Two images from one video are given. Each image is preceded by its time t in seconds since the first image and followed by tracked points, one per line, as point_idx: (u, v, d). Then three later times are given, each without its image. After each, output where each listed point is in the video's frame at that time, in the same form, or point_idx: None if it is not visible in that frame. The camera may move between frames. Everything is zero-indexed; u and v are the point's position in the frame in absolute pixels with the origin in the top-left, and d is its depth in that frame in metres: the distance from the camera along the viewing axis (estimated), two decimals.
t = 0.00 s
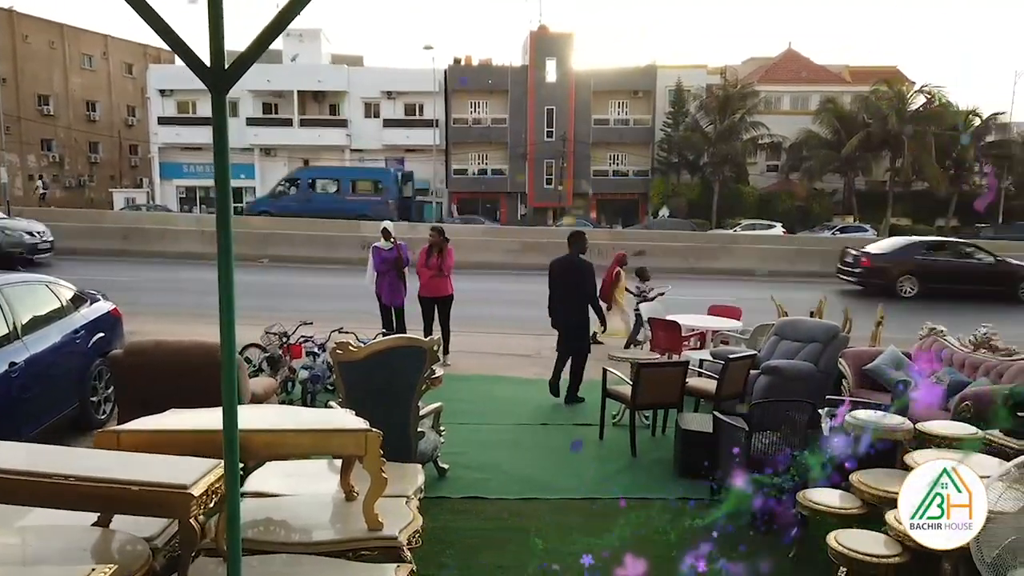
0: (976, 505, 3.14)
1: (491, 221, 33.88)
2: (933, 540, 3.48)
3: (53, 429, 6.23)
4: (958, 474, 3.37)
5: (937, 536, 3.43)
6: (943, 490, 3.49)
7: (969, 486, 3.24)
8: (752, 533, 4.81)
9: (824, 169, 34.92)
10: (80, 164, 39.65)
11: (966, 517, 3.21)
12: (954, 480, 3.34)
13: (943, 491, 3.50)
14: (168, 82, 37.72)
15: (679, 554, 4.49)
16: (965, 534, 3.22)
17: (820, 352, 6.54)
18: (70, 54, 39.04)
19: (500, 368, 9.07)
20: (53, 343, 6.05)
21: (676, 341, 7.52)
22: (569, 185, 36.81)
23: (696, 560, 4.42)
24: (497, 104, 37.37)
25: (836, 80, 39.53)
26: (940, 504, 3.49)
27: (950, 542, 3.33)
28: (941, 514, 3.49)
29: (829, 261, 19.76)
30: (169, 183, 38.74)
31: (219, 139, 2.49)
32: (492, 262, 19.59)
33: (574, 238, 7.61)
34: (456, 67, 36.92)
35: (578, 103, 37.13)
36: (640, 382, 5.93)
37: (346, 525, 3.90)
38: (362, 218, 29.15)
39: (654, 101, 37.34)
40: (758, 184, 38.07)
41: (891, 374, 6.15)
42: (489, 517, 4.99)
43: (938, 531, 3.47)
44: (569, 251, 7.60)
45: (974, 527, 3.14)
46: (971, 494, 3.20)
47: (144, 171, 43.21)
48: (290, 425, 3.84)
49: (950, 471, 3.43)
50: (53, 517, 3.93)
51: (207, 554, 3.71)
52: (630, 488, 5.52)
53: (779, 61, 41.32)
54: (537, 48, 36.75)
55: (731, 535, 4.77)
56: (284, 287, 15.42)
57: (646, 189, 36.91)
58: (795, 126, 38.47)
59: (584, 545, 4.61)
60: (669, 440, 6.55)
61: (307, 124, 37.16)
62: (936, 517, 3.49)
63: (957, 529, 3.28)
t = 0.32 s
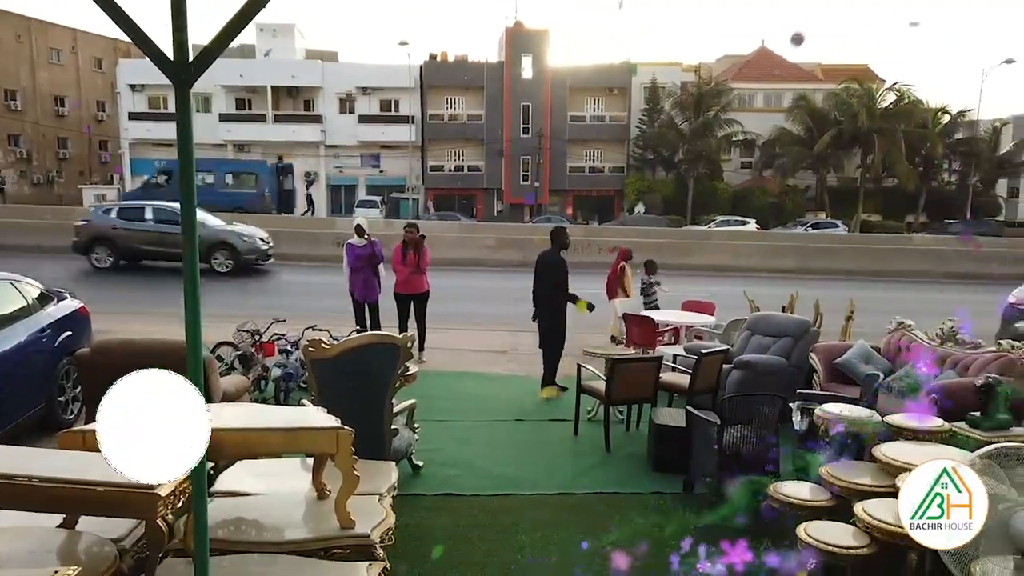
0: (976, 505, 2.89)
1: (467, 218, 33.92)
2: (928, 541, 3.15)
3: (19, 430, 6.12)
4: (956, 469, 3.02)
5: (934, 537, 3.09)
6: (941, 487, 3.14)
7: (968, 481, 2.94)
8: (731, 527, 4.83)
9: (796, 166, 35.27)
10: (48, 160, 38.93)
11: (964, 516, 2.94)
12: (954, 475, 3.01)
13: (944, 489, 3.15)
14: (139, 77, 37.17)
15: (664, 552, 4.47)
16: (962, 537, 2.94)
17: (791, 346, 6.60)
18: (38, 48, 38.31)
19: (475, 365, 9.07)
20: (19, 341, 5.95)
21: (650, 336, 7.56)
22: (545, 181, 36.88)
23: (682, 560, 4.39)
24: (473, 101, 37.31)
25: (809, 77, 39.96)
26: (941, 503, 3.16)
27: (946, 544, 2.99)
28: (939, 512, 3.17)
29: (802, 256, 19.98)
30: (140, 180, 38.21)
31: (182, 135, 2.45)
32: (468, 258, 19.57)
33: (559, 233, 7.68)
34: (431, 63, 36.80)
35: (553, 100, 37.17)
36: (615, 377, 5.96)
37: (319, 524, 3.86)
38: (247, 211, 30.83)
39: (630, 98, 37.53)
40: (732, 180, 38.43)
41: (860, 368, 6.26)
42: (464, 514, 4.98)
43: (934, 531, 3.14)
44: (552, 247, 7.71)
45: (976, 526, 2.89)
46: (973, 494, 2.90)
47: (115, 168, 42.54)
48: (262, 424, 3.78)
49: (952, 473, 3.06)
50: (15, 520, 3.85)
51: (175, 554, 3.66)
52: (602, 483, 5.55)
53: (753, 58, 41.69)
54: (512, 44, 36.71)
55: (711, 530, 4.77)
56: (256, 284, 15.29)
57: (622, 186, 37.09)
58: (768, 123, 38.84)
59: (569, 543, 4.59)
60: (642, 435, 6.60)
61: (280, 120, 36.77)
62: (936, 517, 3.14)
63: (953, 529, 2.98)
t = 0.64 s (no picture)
0: (977, 504, 2.44)
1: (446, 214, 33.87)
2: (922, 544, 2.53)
3: None
4: (953, 465, 2.47)
5: (926, 541, 2.48)
6: (931, 486, 2.50)
7: (968, 478, 2.45)
8: (718, 525, 4.87)
9: (773, 162, 35.55)
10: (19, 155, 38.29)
11: (963, 516, 2.45)
12: (949, 473, 2.46)
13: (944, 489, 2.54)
14: (113, 70, 36.66)
15: (653, 548, 4.50)
16: (962, 540, 2.46)
17: (767, 340, 6.67)
18: (8, 41, 37.63)
19: (453, 360, 9.07)
20: None
21: (628, 331, 7.60)
22: (525, 176, 36.87)
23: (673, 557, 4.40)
24: (452, 96, 37.15)
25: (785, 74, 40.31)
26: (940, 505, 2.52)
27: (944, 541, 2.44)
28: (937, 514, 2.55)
29: (778, 252, 20.18)
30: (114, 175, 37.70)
31: (149, 129, 2.42)
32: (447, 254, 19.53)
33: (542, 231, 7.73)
34: (409, 58, 36.61)
35: (533, 95, 37.13)
36: (591, 372, 5.97)
37: (294, 521, 3.84)
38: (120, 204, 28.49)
39: (608, 94, 37.61)
40: (710, 176, 38.71)
41: (834, 361, 6.36)
42: (440, 510, 4.97)
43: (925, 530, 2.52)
44: (536, 245, 7.77)
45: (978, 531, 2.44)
46: (978, 494, 2.43)
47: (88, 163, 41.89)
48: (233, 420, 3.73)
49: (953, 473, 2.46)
50: None
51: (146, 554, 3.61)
52: (579, 478, 5.56)
53: (731, 54, 41.98)
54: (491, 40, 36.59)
55: (696, 529, 4.80)
56: (233, 280, 15.16)
57: (601, 181, 37.18)
58: (745, 119, 39.10)
59: (557, 539, 4.58)
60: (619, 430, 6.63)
61: (257, 115, 36.39)
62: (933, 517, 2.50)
63: (954, 532, 2.46)
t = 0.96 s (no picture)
0: (978, 504, 2.25)
1: (418, 209, 33.79)
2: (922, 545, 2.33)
3: None
4: (953, 464, 2.27)
5: (926, 541, 2.28)
6: (930, 485, 2.28)
7: (968, 477, 2.25)
8: (695, 515, 4.93)
9: (743, 157, 35.95)
10: None
11: (964, 516, 2.26)
12: (950, 473, 2.26)
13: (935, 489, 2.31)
14: (78, 63, 35.99)
15: (640, 541, 4.52)
16: (961, 541, 2.28)
17: (736, 333, 6.76)
18: None
19: (425, 355, 9.06)
20: None
21: (600, 325, 7.67)
22: (498, 171, 36.93)
23: (659, 549, 4.42)
24: (425, 91, 36.97)
25: (755, 70, 40.69)
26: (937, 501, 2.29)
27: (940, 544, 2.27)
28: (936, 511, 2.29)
29: (749, 246, 20.41)
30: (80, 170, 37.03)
31: (108, 122, 2.37)
32: (420, 249, 19.50)
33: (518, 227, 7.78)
34: (381, 52, 36.35)
35: (505, 89, 37.11)
36: (562, 366, 6.01)
37: (263, 518, 3.80)
38: None
39: (581, 88, 37.69)
40: (681, 171, 39.09)
41: (801, 352, 6.47)
42: (412, 506, 4.96)
43: (923, 528, 2.31)
44: (511, 240, 7.81)
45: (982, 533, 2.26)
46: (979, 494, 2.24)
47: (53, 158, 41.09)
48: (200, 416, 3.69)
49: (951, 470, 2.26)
50: None
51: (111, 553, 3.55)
52: (551, 471, 5.59)
53: (702, 50, 42.26)
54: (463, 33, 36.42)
55: (674, 521, 4.84)
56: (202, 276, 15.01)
57: (574, 177, 37.26)
58: (716, 115, 39.44)
59: (538, 534, 4.58)
60: (591, 423, 6.68)
61: (227, 109, 35.96)
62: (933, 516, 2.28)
63: (955, 532, 2.27)
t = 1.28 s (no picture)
0: (978, 503, 2.41)
1: (389, 208, 33.63)
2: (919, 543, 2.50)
3: None
4: (952, 464, 2.42)
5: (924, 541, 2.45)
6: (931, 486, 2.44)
7: (968, 477, 2.41)
8: (667, 514, 4.98)
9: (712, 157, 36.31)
10: None
11: (963, 516, 2.42)
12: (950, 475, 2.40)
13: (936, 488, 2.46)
14: (40, 60, 35.23)
15: (615, 538, 4.59)
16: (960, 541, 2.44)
17: (705, 333, 6.85)
18: None
19: (397, 356, 9.04)
20: None
21: (572, 324, 7.72)
22: (469, 171, 36.92)
23: (634, 545, 4.51)
24: (396, 90, 36.76)
25: (723, 71, 41.12)
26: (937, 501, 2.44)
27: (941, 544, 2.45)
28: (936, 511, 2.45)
29: (718, 245, 20.64)
30: (43, 169, 36.22)
31: (73, 121, 2.33)
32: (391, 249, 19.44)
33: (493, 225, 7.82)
34: (351, 51, 36.12)
35: (477, 89, 37.05)
36: (534, 365, 6.04)
37: (233, 521, 3.76)
38: None
39: (552, 88, 37.79)
40: (651, 171, 39.44)
41: (769, 351, 6.56)
42: (385, 508, 4.94)
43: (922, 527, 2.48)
44: (486, 240, 7.87)
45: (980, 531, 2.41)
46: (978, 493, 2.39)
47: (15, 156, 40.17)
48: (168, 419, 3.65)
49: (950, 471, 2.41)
50: None
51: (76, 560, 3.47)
52: (524, 471, 5.62)
53: (671, 51, 42.62)
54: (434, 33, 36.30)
55: (647, 519, 4.91)
56: (169, 276, 14.81)
57: (545, 176, 37.36)
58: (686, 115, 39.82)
59: (516, 532, 4.62)
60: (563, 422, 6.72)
61: (194, 108, 35.44)
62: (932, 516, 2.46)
63: (954, 533, 2.43)
